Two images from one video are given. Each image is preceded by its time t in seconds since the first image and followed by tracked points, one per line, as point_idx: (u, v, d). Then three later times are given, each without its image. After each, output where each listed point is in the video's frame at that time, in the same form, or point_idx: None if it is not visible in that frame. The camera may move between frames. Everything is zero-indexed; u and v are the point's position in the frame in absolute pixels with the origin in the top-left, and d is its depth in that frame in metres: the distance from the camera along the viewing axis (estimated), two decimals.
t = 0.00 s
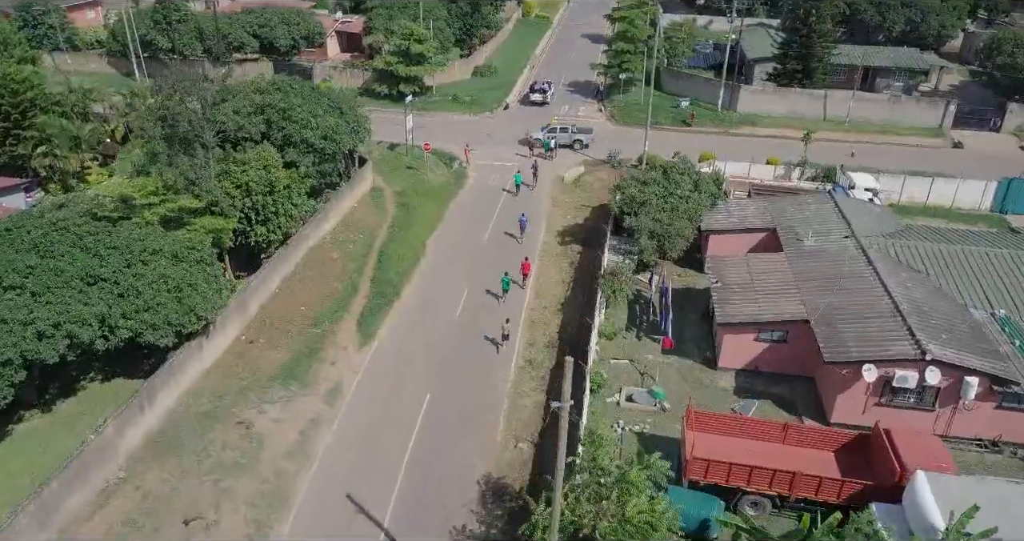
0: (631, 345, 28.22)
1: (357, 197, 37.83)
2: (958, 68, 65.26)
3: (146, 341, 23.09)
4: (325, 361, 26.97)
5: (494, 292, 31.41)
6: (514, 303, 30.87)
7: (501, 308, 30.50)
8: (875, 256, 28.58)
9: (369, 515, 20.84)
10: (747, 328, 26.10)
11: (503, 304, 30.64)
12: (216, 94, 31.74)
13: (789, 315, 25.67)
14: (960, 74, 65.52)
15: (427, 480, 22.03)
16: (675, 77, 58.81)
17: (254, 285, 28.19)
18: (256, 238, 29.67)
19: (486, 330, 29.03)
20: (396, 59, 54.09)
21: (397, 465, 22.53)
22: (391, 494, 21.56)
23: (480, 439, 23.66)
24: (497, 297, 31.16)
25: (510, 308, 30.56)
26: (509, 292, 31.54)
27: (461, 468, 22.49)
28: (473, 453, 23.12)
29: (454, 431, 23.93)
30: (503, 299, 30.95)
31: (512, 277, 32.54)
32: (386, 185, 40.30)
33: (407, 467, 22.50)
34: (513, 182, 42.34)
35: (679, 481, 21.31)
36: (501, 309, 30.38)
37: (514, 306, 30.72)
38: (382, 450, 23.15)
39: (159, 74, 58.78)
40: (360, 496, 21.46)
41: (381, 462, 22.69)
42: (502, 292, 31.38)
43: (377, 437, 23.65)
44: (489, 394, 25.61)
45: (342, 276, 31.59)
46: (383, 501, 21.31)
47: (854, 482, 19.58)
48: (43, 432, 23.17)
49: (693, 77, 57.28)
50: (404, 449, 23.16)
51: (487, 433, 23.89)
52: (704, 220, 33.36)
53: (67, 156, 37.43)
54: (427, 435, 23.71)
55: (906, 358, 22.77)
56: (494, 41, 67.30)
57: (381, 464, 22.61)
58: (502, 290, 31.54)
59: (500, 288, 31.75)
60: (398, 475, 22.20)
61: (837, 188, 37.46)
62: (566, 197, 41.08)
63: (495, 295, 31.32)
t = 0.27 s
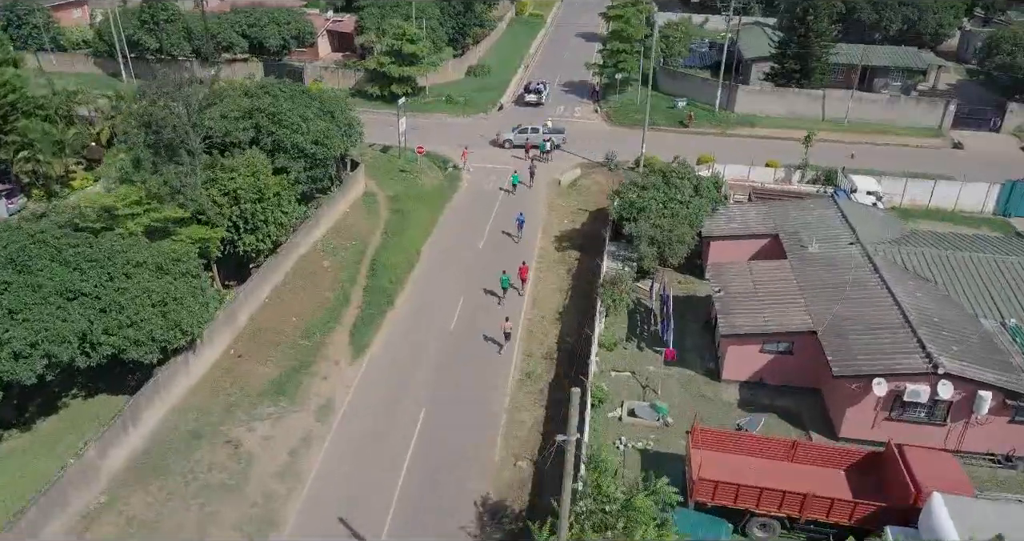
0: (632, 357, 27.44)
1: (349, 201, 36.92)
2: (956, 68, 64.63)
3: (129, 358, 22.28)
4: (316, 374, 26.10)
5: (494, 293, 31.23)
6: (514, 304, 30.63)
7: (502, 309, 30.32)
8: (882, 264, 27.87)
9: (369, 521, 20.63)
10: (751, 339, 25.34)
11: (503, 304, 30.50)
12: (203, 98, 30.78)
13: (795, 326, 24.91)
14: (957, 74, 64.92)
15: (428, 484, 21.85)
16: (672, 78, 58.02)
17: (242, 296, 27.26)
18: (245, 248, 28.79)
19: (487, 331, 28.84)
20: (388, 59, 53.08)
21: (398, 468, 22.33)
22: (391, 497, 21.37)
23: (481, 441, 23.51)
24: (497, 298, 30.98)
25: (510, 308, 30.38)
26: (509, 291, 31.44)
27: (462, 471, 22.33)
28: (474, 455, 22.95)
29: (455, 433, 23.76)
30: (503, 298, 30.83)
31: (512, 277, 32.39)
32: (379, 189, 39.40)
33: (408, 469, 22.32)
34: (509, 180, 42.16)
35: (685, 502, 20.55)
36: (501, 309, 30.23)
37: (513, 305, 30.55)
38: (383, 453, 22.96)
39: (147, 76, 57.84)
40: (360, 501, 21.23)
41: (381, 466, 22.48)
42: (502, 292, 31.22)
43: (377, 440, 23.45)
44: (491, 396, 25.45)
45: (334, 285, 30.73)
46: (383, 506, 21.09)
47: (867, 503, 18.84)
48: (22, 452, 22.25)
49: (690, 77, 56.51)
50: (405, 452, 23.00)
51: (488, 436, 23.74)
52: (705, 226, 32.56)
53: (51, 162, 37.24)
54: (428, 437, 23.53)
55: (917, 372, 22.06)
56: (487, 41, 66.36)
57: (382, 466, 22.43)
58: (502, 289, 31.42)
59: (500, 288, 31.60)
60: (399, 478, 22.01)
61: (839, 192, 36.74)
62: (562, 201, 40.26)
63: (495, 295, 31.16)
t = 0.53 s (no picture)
0: (633, 366, 26.77)
1: (343, 205, 36.13)
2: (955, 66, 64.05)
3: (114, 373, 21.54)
4: (309, 386, 25.35)
5: (494, 291, 31.03)
6: (514, 303, 30.40)
7: (502, 308, 30.10)
8: (888, 270, 27.22)
9: (365, 530, 20.26)
10: (757, 348, 24.70)
11: (503, 303, 30.31)
12: (191, 101, 29.95)
13: (802, 335, 24.28)
14: (956, 72, 64.37)
15: (430, 487, 21.59)
16: (669, 77, 57.32)
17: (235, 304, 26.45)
18: (236, 255, 27.99)
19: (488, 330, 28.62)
20: (382, 59, 52.24)
21: (396, 473, 21.99)
22: (388, 504, 21.01)
23: (481, 444, 23.23)
24: (496, 296, 30.77)
25: (510, 306, 30.17)
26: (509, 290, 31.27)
27: (461, 476, 22.01)
28: (474, 459, 22.64)
29: (454, 437, 23.45)
30: (503, 297, 30.66)
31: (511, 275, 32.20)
32: (373, 192, 38.62)
33: (406, 475, 21.96)
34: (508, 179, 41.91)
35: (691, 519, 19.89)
36: (500, 309, 29.90)
37: (513, 304, 30.33)
38: (383, 456, 22.68)
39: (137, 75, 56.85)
40: (357, 510, 20.85)
41: (382, 469, 22.21)
42: (501, 291, 31.02)
43: (374, 446, 23.06)
44: (491, 398, 25.14)
45: (327, 291, 29.99)
46: (381, 514, 20.72)
47: (880, 522, 18.24)
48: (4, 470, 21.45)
49: (688, 77, 55.82)
50: (404, 457, 22.65)
51: (488, 439, 23.44)
52: (708, 230, 31.88)
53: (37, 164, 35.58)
54: (426, 442, 23.19)
55: (929, 383, 21.45)
56: (482, 40, 65.55)
57: (380, 473, 22.08)
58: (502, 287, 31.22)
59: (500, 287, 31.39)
60: (396, 485, 21.65)
61: (841, 195, 36.10)
62: (560, 204, 39.57)
63: (495, 294, 30.95)
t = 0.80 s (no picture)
0: (635, 376, 26.02)
1: (335, 209, 35.29)
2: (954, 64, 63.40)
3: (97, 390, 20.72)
4: (302, 399, 24.50)
5: (495, 290, 30.86)
6: (515, 302, 30.22)
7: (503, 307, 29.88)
8: (896, 276, 26.49)
9: (368, 532, 19.95)
10: (763, 359, 23.98)
11: (504, 301, 30.14)
12: (177, 104, 29.02)
13: (809, 346, 23.56)
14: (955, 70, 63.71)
15: (433, 488, 21.34)
16: (667, 75, 56.52)
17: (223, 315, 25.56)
18: (225, 264, 27.18)
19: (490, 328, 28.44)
20: (375, 58, 51.32)
21: (394, 481, 21.48)
22: (386, 514, 20.49)
23: (480, 451, 22.75)
24: (497, 294, 30.59)
25: (511, 305, 29.99)
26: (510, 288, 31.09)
27: (460, 484, 21.51)
28: (473, 467, 22.15)
29: (452, 443, 22.96)
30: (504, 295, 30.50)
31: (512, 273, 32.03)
32: (366, 195, 37.74)
33: (406, 480, 21.60)
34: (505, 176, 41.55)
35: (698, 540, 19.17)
36: (498, 312, 29.40)
37: (514, 303, 30.15)
38: (386, 457, 22.42)
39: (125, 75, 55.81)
40: (353, 519, 20.33)
41: (385, 470, 21.95)
42: (502, 289, 30.85)
43: (374, 450, 22.68)
44: (489, 403, 24.67)
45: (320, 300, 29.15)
46: (381, 519, 20.34)
47: None
48: None
49: (685, 75, 55.05)
50: (401, 464, 22.16)
51: (487, 446, 22.95)
52: (710, 234, 31.14)
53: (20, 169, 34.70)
54: (427, 446, 22.83)
55: (943, 396, 20.74)
56: (476, 38, 64.65)
57: (377, 481, 21.57)
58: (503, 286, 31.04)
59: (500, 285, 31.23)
60: (399, 486, 21.39)
61: (844, 197, 35.39)
62: (558, 207, 38.76)
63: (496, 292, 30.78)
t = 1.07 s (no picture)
0: (640, 385, 25.37)
1: (330, 212, 34.62)
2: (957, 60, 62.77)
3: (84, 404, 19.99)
4: (297, 410, 23.79)
5: (497, 285, 30.87)
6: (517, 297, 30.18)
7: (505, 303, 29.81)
8: (906, 282, 25.84)
9: (372, 530, 19.88)
10: (771, 368, 23.36)
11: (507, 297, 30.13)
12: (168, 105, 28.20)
13: (820, 355, 22.92)
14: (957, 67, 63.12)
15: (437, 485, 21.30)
16: (666, 73, 55.84)
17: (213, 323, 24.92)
18: (218, 270, 26.56)
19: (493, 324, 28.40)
20: (371, 56, 50.54)
21: (397, 482, 21.29)
22: (387, 522, 20.07)
23: (480, 457, 22.34)
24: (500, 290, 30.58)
25: (513, 301, 29.96)
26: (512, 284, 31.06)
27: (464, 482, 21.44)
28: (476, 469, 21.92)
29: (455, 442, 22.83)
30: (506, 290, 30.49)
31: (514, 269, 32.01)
32: (363, 197, 37.02)
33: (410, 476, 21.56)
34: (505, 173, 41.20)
35: None
36: (496, 314, 29.01)
37: (516, 299, 30.11)
38: (389, 453, 22.36)
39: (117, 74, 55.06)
40: (356, 520, 20.15)
41: (387, 466, 21.88)
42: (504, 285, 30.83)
43: (378, 445, 22.63)
44: (491, 404, 24.42)
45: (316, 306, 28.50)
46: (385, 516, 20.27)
47: None
48: None
49: (685, 73, 54.37)
50: (401, 470, 21.75)
51: (487, 451, 22.56)
52: (715, 238, 30.47)
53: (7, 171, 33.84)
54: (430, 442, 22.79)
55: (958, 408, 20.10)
56: (473, 35, 63.89)
57: (379, 481, 21.36)
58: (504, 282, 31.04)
59: (502, 281, 31.23)
60: (404, 482, 21.36)
61: (850, 199, 34.77)
62: (558, 208, 38.08)
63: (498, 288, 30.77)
